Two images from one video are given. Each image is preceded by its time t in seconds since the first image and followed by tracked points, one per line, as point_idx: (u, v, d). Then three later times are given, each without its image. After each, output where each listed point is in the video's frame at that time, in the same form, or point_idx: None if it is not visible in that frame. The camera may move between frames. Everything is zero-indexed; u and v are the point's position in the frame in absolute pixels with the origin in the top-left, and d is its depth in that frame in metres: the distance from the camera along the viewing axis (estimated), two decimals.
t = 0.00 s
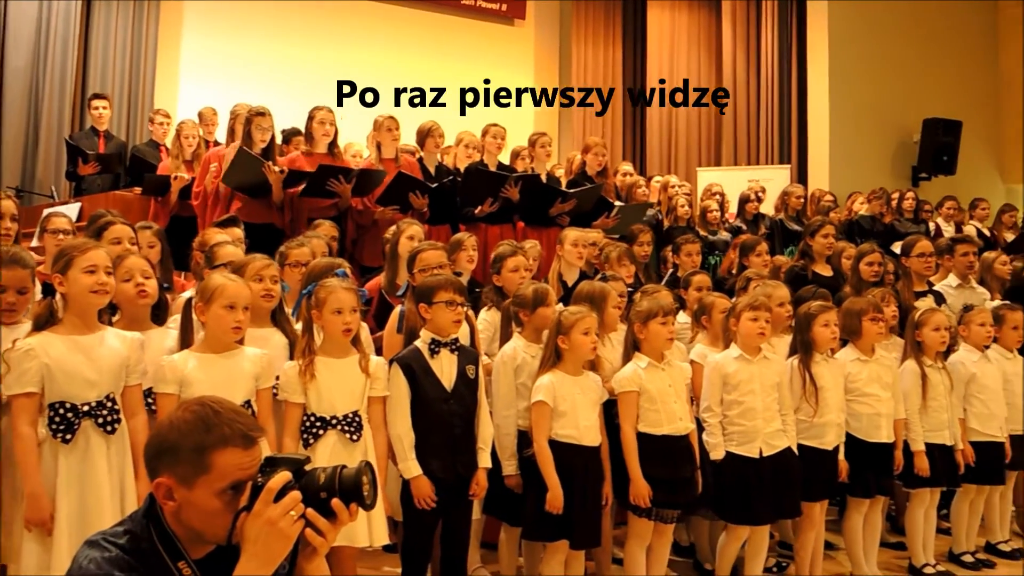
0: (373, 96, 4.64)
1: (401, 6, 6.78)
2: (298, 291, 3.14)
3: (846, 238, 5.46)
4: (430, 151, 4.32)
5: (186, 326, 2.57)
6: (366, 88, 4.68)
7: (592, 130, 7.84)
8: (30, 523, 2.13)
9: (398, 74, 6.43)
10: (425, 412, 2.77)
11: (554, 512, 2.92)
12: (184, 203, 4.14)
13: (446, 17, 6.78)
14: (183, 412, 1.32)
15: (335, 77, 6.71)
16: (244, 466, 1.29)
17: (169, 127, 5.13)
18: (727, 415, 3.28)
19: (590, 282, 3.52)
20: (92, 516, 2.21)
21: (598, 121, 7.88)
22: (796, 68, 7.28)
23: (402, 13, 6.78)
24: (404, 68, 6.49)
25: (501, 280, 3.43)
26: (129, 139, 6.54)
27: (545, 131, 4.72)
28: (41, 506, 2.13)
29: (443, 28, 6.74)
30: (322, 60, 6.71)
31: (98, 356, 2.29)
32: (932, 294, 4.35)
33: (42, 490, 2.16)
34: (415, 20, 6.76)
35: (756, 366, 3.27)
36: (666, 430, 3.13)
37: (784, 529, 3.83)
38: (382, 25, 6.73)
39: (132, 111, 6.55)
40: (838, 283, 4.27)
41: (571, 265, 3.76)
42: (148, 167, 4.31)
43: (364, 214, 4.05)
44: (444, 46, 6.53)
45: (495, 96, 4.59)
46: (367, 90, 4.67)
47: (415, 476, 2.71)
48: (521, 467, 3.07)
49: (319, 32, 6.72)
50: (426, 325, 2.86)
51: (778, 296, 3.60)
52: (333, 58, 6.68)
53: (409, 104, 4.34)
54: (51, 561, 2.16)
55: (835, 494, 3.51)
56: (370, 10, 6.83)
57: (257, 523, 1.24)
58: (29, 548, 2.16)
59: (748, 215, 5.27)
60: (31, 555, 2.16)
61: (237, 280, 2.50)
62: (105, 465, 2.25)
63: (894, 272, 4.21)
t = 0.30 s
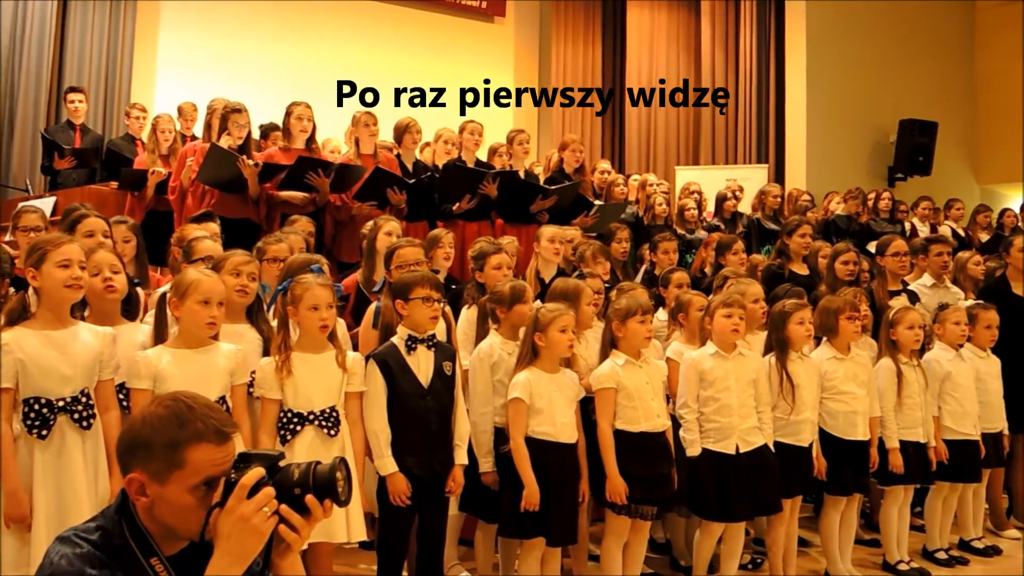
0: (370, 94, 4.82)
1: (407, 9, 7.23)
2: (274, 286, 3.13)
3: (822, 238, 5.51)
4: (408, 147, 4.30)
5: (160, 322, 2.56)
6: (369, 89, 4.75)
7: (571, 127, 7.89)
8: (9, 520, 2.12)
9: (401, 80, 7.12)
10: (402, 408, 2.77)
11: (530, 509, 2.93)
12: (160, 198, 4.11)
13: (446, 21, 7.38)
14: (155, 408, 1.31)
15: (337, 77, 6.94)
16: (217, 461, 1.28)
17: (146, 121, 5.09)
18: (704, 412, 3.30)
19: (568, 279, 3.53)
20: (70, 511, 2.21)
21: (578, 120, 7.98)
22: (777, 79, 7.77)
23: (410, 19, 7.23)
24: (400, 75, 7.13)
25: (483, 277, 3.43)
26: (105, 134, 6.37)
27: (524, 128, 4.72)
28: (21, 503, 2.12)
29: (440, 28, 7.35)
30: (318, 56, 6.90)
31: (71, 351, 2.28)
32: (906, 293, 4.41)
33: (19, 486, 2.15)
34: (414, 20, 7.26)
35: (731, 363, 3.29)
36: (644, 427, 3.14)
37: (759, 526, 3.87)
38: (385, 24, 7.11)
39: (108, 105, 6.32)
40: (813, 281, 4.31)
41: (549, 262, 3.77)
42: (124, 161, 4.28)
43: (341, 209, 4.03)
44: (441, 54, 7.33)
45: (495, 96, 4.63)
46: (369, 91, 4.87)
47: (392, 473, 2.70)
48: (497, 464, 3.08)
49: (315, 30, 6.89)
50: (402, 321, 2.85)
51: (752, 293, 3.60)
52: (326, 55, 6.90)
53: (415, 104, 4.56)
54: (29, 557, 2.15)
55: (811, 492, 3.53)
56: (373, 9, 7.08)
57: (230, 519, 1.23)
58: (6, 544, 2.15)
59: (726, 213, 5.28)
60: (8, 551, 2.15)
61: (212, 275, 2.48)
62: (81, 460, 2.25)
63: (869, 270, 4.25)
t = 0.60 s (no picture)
0: (367, 93, 4.92)
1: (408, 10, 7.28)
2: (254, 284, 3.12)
3: (803, 233, 5.54)
4: (389, 144, 4.34)
5: (139, 320, 2.54)
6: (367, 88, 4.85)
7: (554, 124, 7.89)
8: None
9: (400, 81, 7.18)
10: (385, 405, 2.76)
11: (513, 506, 2.93)
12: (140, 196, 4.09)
13: (443, 21, 7.41)
14: (132, 407, 1.30)
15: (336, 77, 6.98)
16: (195, 460, 1.28)
17: (125, 118, 5.06)
18: (685, 407, 3.32)
19: (550, 275, 3.54)
20: (50, 511, 2.19)
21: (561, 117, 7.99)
22: (758, 79, 7.67)
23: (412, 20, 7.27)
24: (399, 75, 7.13)
25: (466, 274, 3.43)
26: (84, 132, 6.28)
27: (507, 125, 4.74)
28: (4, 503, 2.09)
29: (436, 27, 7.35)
30: (305, 55, 6.92)
31: (50, 350, 2.26)
32: (886, 288, 4.47)
33: None
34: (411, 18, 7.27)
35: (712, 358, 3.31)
36: (627, 422, 3.15)
37: (742, 520, 3.89)
38: (383, 24, 7.13)
39: (87, 103, 6.27)
40: (795, 277, 4.34)
41: (531, 259, 3.78)
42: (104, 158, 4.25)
43: (323, 207, 4.02)
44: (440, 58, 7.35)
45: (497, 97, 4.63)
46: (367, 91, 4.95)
47: (375, 470, 2.70)
48: (481, 461, 3.09)
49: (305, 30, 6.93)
50: (384, 318, 2.85)
51: (735, 289, 3.61)
52: (307, 52, 6.91)
53: (409, 102, 4.57)
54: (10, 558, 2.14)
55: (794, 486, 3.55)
56: (374, 9, 7.11)
57: (207, 518, 1.22)
58: None
59: (708, 210, 5.29)
60: None
61: (192, 273, 2.47)
62: (61, 460, 2.23)
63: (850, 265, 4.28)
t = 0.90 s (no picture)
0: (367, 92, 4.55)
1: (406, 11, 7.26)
2: (235, 281, 3.13)
3: (785, 231, 5.56)
4: (372, 142, 4.32)
5: (120, 317, 2.54)
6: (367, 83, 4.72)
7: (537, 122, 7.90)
8: None
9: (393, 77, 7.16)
10: (367, 403, 2.76)
11: (495, 504, 2.94)
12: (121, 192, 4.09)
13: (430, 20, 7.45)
14: (108, 403, 1.30)
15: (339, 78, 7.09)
16: (172, 457, 1.28)
17: (106, 115, 5.03)
18: (667, 404, 3.33)
19: (533, 273, 3.55)
20: (28, 510, 2.18)
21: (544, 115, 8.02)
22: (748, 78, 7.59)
23: (409, 19, 7.27)
24: (385, 73, 7.17)
25: (444, 271, 3.43)
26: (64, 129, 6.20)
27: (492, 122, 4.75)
28: None
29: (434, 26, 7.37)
30: (291, 52, 6.94)
31: (28, 348, 2.25)
32: (868, 286, 4.49)
33: None
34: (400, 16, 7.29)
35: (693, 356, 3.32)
36: (609, 419, 3.16)
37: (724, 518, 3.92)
38: (378, 22, 7.19)
39: (69, 98, 6.18)
40: (777, 275, 4.38)
41: (513, 257, 3.79)
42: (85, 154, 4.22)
43: (306, 205, 4.04)
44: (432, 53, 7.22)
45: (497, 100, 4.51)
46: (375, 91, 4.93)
47: (357, 468, 2.70)
48: (463, 458, 3.10)
49: (290, 27, 6.95)
50: (367, 315, 2.85)
51: (718, 288, 3.64)
52: (291, 50, 6.94)
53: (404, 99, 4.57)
54: None
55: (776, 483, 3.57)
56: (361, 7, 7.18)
57: (183, 515, 1.22)
58: None
59: (691, 208, 5.30)
60: None
61: (172, 269, 2.46)
62: (39, 458, 2.22)
63: (831, 263, 4.30)
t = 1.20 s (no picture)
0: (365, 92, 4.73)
1: (406, 11, 7.43)
2: (215, 277, 3.11)
3: (766, 232, 5.60)
4: (353, 138, 4.30)
5: (97, 312, 2.53)
6: (366, 87, 4.90)
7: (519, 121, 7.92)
8: None
9: (392, 76, 7.27)
10: (344, 400, 2.76)
11: (474, 501, 2.94)
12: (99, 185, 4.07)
13: (414, 17, 7.46)
14: (79, 399, 1.29)
15: (336, 77, 7.13)
16: (144, 453, 1.27)
17: (86, 108, 4.99)
18: (645, 403, 3.34)
19: (515, 270, 3.55)
20: None
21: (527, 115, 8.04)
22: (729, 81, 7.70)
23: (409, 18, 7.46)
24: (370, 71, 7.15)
25: (421, 268, 3.44)
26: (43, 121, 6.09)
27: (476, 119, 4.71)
28: None
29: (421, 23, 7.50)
30: (272, 46, 6.91)
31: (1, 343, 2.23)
32: (847, 287, 4.53)
33: None
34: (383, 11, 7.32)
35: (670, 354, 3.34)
36: (587, 417, 3.17)
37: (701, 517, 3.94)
38: (369, 21, 7.23)
39: (47, 89, 6.09)
40: (757, 275, 4.41)
41: (495, 254, 3.80)
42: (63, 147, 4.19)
43: (287, 201, 4.04)
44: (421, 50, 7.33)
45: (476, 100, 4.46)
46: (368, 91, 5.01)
47: (331, 465, 2.70)
48: (442, 456, 3.09)
49: (272, 22, 6.93)
50: (347, 312, 2.85)
51: (702, 288, 3.77)
52: (274, 46, 6.93)
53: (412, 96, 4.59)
54: None
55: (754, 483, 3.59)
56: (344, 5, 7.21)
57: (154, 512, 1.21)
58: None
59: (672, 207, 5.33)
60: None
61: (149, 264, 2.46)
62: (11, 455, 2.21)
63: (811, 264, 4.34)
